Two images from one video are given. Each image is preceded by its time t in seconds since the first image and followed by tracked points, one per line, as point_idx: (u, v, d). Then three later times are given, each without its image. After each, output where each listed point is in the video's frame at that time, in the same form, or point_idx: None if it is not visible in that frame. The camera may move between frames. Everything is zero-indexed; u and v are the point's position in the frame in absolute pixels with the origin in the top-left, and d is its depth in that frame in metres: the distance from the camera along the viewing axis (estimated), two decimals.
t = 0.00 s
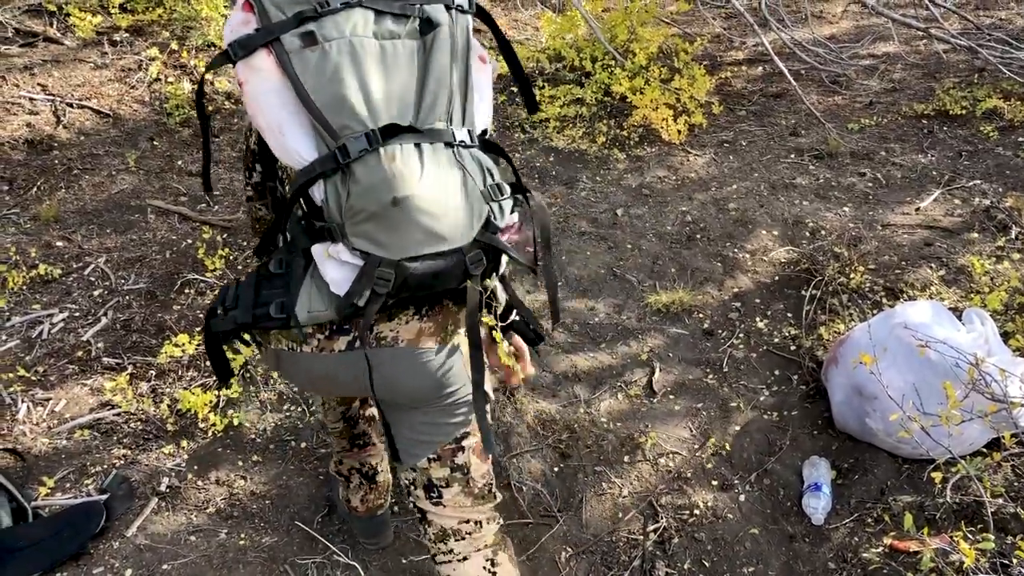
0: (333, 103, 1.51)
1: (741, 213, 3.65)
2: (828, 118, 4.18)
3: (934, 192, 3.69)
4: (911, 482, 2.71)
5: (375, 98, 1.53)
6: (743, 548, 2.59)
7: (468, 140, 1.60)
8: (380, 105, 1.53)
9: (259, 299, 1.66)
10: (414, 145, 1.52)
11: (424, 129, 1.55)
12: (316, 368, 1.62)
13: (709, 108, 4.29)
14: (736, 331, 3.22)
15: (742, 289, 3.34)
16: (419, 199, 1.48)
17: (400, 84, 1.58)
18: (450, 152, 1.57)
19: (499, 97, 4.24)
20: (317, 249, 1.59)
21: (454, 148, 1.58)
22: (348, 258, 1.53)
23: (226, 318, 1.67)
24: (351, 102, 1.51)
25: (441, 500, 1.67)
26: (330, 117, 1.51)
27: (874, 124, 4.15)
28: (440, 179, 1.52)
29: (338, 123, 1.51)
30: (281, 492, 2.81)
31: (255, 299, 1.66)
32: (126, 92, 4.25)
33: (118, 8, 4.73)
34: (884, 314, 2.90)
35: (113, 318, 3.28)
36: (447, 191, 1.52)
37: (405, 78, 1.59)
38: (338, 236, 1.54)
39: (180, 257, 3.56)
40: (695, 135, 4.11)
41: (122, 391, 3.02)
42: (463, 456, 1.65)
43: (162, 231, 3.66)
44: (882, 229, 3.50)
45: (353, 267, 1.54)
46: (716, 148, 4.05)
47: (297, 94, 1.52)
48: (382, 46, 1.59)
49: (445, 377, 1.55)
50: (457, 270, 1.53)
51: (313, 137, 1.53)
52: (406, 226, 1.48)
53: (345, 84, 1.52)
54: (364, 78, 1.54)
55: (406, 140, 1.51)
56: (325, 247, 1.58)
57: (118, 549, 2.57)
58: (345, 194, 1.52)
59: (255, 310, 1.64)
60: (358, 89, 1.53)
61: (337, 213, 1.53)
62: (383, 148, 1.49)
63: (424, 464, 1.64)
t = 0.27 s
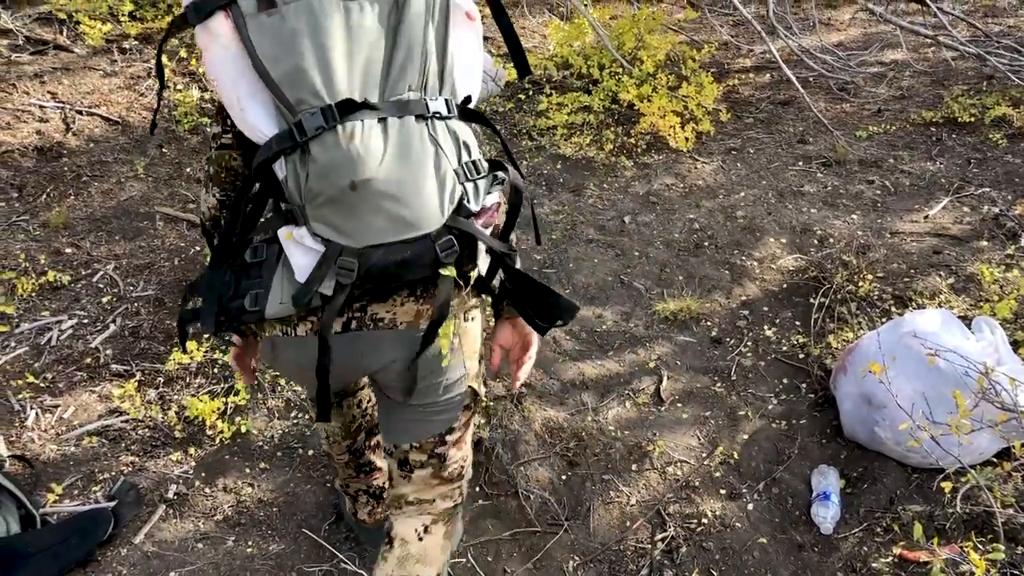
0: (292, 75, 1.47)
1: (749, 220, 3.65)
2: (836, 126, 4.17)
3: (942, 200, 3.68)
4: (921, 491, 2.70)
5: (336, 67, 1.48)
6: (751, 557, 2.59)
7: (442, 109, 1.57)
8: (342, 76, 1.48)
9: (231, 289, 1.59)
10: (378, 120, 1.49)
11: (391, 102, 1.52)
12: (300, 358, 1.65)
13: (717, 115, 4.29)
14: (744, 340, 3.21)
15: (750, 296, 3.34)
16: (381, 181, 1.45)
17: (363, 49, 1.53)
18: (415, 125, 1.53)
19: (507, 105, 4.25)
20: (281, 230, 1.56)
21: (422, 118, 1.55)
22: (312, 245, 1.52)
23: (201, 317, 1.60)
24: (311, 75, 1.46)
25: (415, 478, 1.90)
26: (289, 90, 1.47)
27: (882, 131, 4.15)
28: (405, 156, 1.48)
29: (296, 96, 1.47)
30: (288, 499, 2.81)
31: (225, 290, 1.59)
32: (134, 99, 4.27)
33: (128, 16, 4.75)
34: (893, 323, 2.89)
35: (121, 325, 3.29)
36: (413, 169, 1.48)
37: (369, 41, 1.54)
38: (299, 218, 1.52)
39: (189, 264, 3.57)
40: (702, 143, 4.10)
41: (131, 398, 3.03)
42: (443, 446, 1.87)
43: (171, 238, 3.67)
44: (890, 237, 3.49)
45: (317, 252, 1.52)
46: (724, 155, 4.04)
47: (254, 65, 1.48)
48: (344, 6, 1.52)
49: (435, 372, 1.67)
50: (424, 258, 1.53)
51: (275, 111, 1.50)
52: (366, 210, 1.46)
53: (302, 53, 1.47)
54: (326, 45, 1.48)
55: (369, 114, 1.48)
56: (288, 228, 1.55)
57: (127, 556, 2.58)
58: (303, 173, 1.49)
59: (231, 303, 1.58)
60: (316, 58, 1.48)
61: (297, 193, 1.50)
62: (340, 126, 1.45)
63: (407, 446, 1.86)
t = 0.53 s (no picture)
0: (266, 127, 1.44)
1: (761, 234, 3.64)
2: (848, 140, 4.17)
3: (955, 214, 3.67)
4: (934, 507, 2.69)
5: (313, 118, 1.44)
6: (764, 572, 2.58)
7: (433, 163, 1.49)
8: (320, 129, 1.44)
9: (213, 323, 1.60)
10: (361, 179, 1.44)
11: (376, 155, 1.46)
12: (278, 403, 1.65)
13: (728, 129, 4.29)
14: (756, 354, 3.21)
15: (762, 310, 3.33)
16: (361, 247, 1.39)
17: (344, 97, 1.48)
18: (399, 180, 1.46)
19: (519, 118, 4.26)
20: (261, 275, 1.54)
21: (412, 172, 1.48)
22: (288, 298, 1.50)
23: (189, 341, 1.65)
24: (283, 126, 1.44)
25: (402, 534, 1.78)
26: (264, 142, 1.45)
27: (894, 145, 4.14)
28: (389, 218, 1.43)
29: (271, 149, 1.45)
30: (300, 512, 2.81)
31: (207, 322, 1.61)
32: (150, 113, 4.31)
33: (143, 29, 4.79)
34: (906, 337, 2.88)
35: (135, 337, 3.31)
36: (395, 233, 1.43)
37: (355, 89, 1.48)
38: (277, 271, 1.49)
39: (202, 276, 3.59)
40: (714, 156, 4.11)
41: (144, 409, 3.04)
42: (431, 491, 1.75)
43: (185, 251, 3.69)
44: (903, 250, 3.48)
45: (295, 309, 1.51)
46: (736, 169, 4.04)
47: (230, 113, 1.46)
48: (328, 48, 1.48)
49: (413, 415, 1.60)
50: (406, 324, 1.49)
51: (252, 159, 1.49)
52: (344, 276, 1.42)
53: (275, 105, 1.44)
54: (303, 91, 1.44)
55: (351, 173, 1.43)
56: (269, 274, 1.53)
57: (140, 568, 2.59)
58: (279, 230, 1.45)
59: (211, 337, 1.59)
60: (290, 109, 1.44)
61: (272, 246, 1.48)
62: (314, 186, 1.41)
63: (392, 496, 1.74)
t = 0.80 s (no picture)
0: (206, 154, 1.28)
1: (787, 262, 3.65)
2: (874, 167, 4.17)
3: (983, 244, 3.65)
4: (964, 539, 2.67)
5: (253, 155, 1.24)
6: None
7: (385, 207, 1.26)
8: (255, 167, 1.24)
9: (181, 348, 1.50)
10: (297, 219, 1.23)
11: (316, 201, 1.24)
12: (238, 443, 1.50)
13: (754, 156, 4.30)
14: (782, 382, 3.20)
15: (787, 338, 3.33)
16: (288, 288, 1.21)
17: (293, 130, 1.26)
18: (344, 225, 1.25)
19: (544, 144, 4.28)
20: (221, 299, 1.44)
21: (359, 219, 1.26)
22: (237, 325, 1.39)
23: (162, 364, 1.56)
24: (226, 161, 1.26)
25: None
26: (205, 169, 1.29)
27: (920, 173, 4.13)
28: (323, 263, 1.23)
29: (210, 177, 1.28)
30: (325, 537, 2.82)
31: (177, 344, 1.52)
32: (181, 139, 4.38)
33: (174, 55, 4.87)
34: (934, 368, 2.87)
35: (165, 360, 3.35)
36: (329, 279, 1.22)
37: (306, 129, 1.26)
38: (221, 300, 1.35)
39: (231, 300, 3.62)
40: (739, 184, 4.12)
41: (172, 431, 3.09)
42: (408, 539, 1.55)
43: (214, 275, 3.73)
44: (930, 279, 3.47)
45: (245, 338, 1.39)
46: (761, 196, 4.04)
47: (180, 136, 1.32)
48: (282, 83, 1.27)
49: (377, 453, 1.43)
50: (331, 372, 1.30)
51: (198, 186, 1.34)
52: (271, 315, 1.24)
53: (216, 133, 1.27)
54: (245, 123, 1.25)
55: (285, 212, 1.23)
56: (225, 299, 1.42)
57: None
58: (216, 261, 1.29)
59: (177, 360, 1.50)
60: (230, 139, 1.26)
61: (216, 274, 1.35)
62: (243, 220, 1.23)
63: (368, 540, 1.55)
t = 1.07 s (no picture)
0: (194, 200, 1.45)
1: (831, 308, 3.64)
2: (918, 214, 4.16)
3: None
4: None
5: (228, 197, 1.39)
6: None
7: (356, 236, 1.37)
8: (231, 208, 1.39)
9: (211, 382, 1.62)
10: (268, 251, 1.37)
11: (284, 234, 1.37)
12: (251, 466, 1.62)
13: (796, 202, 4.28)
14: (827, 431, 3.19)
15: (832, 386, 3.32)
16: (260, 317, 1.35)
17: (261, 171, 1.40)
18: (309, 256, 1.37)
19: (586, 188, 4.33)
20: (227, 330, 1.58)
21: (329, 248, 1.38)
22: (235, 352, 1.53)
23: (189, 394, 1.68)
24: (207, 204, 1.42)
25: None
26: (193, 212, 1.45)
27: (966, 221, 4.11)
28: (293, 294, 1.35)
29: (198, 220, 1.44)
30: None
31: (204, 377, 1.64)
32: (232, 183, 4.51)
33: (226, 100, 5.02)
34: (980, 419, 2.83)
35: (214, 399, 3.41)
36: (298, 310, 1.35)
37: (277, 169, 1.39)
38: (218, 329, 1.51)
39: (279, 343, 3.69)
40: (782, 229, 4.10)
41: (221, 469, 3.15)
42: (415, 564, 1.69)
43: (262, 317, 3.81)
44: (978, 328, 3.46)
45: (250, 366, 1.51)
46: (804, 242, 4.03)
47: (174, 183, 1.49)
48: (255, 128, 1.41)
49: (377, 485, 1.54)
50: (308, 397, 1.41)
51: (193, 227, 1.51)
52: (251, 345, 1.38)
53: (200, 179, 1.43)
54: (221, 167, 1.40)
55: (256, 247, 1.37)
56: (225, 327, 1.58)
57: None
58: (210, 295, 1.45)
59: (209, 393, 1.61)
60: (210, 183, 1.41)
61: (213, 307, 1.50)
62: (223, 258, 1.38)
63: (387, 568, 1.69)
